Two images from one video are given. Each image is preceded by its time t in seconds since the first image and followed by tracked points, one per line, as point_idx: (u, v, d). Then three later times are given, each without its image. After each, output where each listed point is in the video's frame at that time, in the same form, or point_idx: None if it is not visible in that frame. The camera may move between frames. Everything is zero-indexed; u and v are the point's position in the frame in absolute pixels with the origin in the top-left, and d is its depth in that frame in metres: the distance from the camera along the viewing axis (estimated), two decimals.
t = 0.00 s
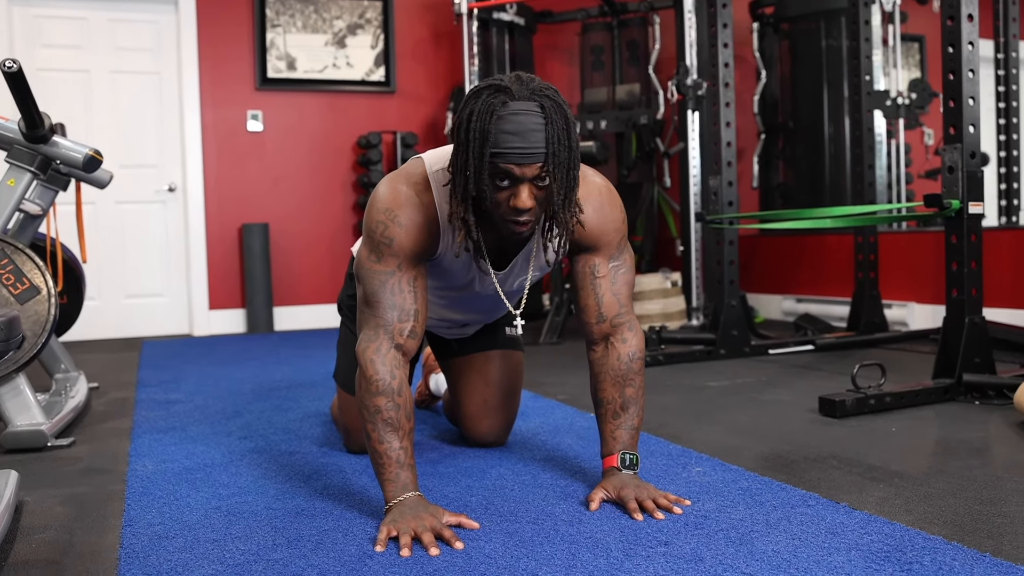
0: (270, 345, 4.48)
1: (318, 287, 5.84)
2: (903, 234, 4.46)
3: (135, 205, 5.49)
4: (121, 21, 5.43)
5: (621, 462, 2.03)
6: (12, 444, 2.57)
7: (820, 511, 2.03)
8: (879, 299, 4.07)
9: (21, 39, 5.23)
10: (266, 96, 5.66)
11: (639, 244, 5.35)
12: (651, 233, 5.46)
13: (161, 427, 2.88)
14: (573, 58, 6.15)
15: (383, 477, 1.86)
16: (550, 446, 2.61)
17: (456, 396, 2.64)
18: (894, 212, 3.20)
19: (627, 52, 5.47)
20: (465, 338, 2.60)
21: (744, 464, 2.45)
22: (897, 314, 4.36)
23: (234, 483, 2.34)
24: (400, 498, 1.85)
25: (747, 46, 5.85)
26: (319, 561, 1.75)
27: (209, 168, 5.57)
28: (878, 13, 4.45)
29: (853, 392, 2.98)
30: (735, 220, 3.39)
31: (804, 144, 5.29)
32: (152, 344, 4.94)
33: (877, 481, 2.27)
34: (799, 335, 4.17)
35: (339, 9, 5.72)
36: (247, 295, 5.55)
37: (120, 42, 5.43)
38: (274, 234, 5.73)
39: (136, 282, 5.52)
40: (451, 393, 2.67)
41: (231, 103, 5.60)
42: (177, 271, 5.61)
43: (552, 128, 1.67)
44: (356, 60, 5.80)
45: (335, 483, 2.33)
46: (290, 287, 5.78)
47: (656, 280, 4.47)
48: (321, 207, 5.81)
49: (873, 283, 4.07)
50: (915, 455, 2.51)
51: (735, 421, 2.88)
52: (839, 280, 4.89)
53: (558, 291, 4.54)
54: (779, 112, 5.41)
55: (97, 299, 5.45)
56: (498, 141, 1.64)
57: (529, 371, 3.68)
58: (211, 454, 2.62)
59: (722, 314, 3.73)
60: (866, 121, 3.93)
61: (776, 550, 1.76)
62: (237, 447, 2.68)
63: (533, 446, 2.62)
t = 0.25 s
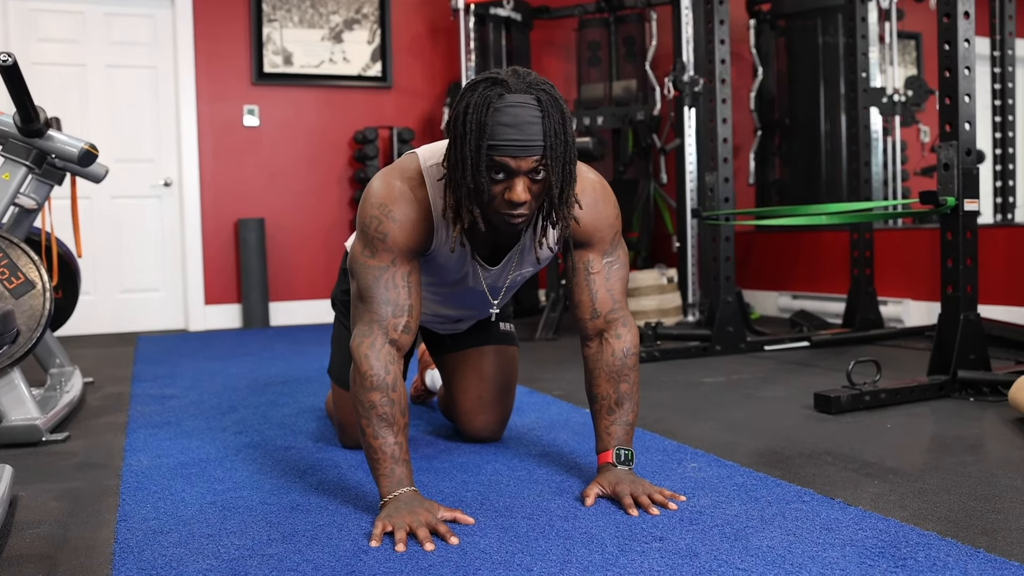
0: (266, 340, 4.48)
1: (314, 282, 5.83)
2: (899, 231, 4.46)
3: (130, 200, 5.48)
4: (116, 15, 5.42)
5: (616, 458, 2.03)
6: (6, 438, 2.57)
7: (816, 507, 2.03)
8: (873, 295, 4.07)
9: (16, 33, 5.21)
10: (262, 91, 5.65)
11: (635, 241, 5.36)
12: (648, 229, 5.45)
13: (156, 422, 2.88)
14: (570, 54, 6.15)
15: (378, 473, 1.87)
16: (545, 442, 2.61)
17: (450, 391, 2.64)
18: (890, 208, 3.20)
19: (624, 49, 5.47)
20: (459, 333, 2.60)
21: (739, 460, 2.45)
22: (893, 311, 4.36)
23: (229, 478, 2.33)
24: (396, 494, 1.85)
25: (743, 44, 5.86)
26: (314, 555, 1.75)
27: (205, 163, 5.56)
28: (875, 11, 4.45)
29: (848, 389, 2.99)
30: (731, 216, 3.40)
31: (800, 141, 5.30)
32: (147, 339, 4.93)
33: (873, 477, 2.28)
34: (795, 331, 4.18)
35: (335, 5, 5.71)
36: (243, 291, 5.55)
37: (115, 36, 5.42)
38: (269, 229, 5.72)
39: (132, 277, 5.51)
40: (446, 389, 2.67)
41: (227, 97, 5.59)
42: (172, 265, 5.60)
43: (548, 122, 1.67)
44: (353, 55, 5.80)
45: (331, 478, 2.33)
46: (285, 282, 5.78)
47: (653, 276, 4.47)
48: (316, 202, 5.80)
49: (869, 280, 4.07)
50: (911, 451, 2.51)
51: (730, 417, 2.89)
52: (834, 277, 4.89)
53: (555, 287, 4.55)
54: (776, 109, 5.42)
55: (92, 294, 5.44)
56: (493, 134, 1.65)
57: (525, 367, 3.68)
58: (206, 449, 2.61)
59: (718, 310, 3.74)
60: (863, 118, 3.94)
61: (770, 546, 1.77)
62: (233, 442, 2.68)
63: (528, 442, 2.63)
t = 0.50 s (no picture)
0: (260, 338, 4.48)
1: (309, 277, 5.83)
2: (896, 229, 4.47)
3: (124, 196, 5.47)
4: (113, 11, 5.41)
5: (615, 454, 2.03)
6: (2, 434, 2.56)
7: (811, 503, 2.03)
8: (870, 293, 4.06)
9: (12, 29, 5.20)
10: (256, 86, 5.64)
11: (631, 239, 5.39)
12: (644, 226, 5.54)
13: (153, 419, 2.87)
14: (568, 50, 6.16)
15: (375, 469, 1.86)
16: (543, 438, 2.61)
17: (447, 388, 2.64)
18: (887, 206, 3.20)
19: (621, 45, 5.47)
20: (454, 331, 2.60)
21: (736, 457, 2.45)
22: (890, 308, 4.42)
23: (224, 476, 2.33)
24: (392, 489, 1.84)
25: (743, 39, 5.84)
26: (311, 552, 1.75)
27: (200, 159, 5.56)
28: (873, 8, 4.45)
29: (845, 386, 2.99)
30: (728, 213, 3.39)
31: (797, 139, 5.31)
32: (145, 334, 4.94)
33: (868, 474, 2.28)
34: (792, 328, 4.18)
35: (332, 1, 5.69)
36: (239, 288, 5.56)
37: (111, 32, 5.41)
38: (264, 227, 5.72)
39: (130, 275, 5.51)
40: (443, 385, 2.67)
41: (222, 95, 5.58)
42: (168, 258, 5.59)
43: (547, 126, 1.67)
44: (350, 52, 5.78)
45: (327, 475, 2.33)
46: (282, 279, 5.78)
47: (650, 273, 4.48)
48: (308, 199, 5.79)
49: (865, 278, 4.07)
50: (906, 448, 2.52)
51: (727, 413, 2.89)
52: (830, 274, 4.90)
53: (552, 286, 4.56)
54: (773, 106, 5.43)
55: (89, 290, 5.43)
56: (493, 138, 1.64)
57: (522, 364, 3.68)
58: (203, 446, 2.61)
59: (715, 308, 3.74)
60: (861, 116, 3.95)
61: (767, 542, 1.77)
62: (231, 439, 2.68)
63: (525, 438, 2.63)
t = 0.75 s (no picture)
0: (213, 339, 4.04)
1: (274, 270, 5.39)
2: (952, 208, 4.02)
3: (61, 175, 5.02)
4: None
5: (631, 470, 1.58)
6: None
7: (858, 524, 1.58)
8: (924, 280, 3.65)
9: None
10: (211, 48, 5.21)
11: (649, 220, 4.97)
12: (662, 207, 5.05)
13: (93, 431, 2.46)
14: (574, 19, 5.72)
15: (361, 485, 1.44)
16: (548, 452, 2.17)
17: (433, 394, 2.21)
18: (944, 178, 2.70)
19: None
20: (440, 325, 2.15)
21: (771, 471, 2.00)
22: (948, 299, 3.96)
23: (175, 493, 1.89)
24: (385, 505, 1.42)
25: None
26: None
27: (147, 129, 5.12)
28: None
29: (895, 388, 2.53)
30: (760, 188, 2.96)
31: (839, 102, 4.87)
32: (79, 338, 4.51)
33: (923, 490, 1.82)
34: (834, 323, 3.73)
35: None
36: (193, 280, 5.12)
37: None
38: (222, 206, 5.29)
39: (61, 267, 5.06)
40: (428, 390, 2.24)
41: (171, 55, 5.14)
42: (108, 255, 5.14)
43: (572, 110, 1.31)
44: (318, 6, 5.36)
45: (297, 495, 1.86)
46: (240, 270, 5.34)
47: (669, 260, 4.04)
48: (278, 176, 5.37)
49: (919, 264, 3.65)
50: (965, 460, 2.05)
51: (760, 422, 2.44)
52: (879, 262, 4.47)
53: (556, 275, 4.14)
54: (811, 67, 5.00)
55: (16, 285, 4.99)
56: (506, 124, 1.29)
57: (521, 365, 3.25)
58: (151, 462, 2.16)
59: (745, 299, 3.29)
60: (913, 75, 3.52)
61: (806, 570, 1.36)
62: (180, 452, 2.25)
63: (525, 452, 2.19)
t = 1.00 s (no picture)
0: (216, 337, 4.04)
1: (275, 268, 5.40)
2: (951, 204, 4.03)
3: (61, 174, 5.01)
4: None
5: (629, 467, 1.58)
6: None
7: (860, 520, 1.58)
8: (924, 277, 3.65)
9: None
10: (212, 47, 5.21)
11: (649, 217, 4.98)
12: (662, 205, 5.08)
13: (93, 431, 2.46)
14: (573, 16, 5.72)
15: (363, 482, 1.44)
16: (547, 449, 2.17)
17: (432, 392, 2.21)
18: (945, 174, 2.69)
19: None
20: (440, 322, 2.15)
21: (772, 468, 2.00)
22: (948, 295, 3.97)
23: (175, 491, 1.89)
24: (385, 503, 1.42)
25: None
26: None
27: (147, 129, 5.12)
28: None
29: (896, 384, 2.53)
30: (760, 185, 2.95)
31: (838, 99, 4.87)
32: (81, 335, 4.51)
33: (924, 486, 1.83)
34: (834, 320, 3.73)
35: None
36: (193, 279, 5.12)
37: None
38: (223, 205, 5.29)
39: (61, 266, 5.06)
40: (427, 389, 2.24)
41: (171, 54, 5.14)
42: (108, 254, 5.14)
43: (577, 108, 1.32)
44: (318, 4, 5.36)
45: (296, 493, 1.86)
46: (241, 269, 5.35)
47: (669, 257, 4.04)
48: (279, 176, 5.37)
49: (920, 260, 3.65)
50: (967, 456, 2.06)
51: (760, 418, 2.45)
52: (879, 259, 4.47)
53: (556, 273, 4.13)
54: (811, 64, 5.00)
55: (16, 285, 4.99)
56: (514, 126, 1.28)
57: (521, 362, 3.25)
58: (151, 461, 2.16)
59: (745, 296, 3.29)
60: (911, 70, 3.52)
61: (806, 566, 1.36)
62: (179, 451, 2.25)
63: (525, 449, 2.19)
